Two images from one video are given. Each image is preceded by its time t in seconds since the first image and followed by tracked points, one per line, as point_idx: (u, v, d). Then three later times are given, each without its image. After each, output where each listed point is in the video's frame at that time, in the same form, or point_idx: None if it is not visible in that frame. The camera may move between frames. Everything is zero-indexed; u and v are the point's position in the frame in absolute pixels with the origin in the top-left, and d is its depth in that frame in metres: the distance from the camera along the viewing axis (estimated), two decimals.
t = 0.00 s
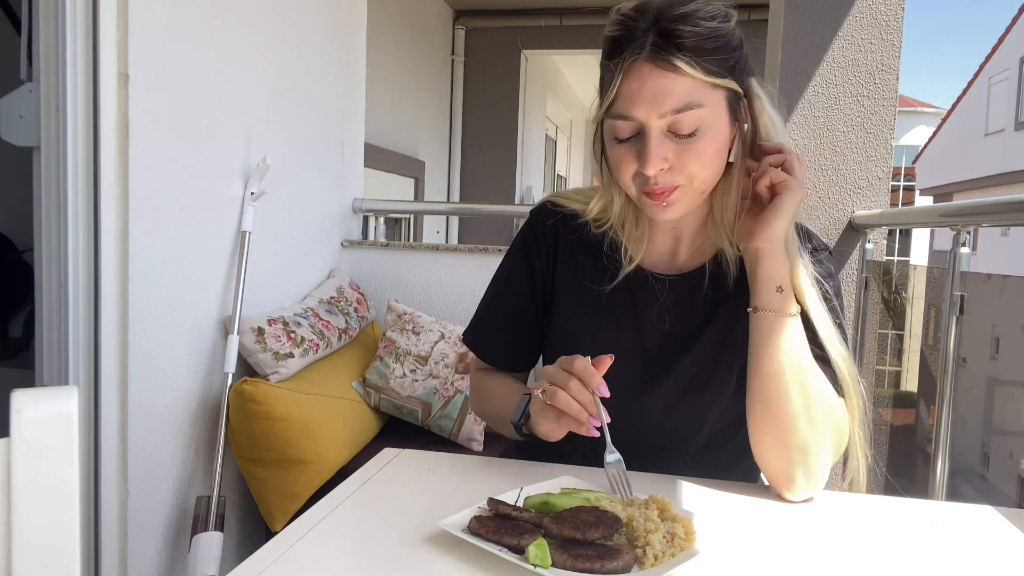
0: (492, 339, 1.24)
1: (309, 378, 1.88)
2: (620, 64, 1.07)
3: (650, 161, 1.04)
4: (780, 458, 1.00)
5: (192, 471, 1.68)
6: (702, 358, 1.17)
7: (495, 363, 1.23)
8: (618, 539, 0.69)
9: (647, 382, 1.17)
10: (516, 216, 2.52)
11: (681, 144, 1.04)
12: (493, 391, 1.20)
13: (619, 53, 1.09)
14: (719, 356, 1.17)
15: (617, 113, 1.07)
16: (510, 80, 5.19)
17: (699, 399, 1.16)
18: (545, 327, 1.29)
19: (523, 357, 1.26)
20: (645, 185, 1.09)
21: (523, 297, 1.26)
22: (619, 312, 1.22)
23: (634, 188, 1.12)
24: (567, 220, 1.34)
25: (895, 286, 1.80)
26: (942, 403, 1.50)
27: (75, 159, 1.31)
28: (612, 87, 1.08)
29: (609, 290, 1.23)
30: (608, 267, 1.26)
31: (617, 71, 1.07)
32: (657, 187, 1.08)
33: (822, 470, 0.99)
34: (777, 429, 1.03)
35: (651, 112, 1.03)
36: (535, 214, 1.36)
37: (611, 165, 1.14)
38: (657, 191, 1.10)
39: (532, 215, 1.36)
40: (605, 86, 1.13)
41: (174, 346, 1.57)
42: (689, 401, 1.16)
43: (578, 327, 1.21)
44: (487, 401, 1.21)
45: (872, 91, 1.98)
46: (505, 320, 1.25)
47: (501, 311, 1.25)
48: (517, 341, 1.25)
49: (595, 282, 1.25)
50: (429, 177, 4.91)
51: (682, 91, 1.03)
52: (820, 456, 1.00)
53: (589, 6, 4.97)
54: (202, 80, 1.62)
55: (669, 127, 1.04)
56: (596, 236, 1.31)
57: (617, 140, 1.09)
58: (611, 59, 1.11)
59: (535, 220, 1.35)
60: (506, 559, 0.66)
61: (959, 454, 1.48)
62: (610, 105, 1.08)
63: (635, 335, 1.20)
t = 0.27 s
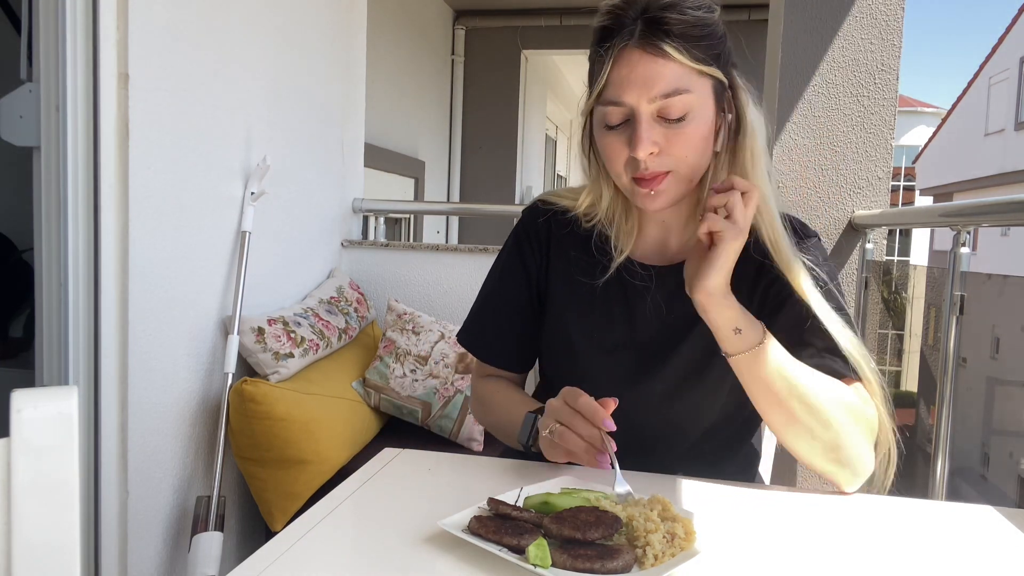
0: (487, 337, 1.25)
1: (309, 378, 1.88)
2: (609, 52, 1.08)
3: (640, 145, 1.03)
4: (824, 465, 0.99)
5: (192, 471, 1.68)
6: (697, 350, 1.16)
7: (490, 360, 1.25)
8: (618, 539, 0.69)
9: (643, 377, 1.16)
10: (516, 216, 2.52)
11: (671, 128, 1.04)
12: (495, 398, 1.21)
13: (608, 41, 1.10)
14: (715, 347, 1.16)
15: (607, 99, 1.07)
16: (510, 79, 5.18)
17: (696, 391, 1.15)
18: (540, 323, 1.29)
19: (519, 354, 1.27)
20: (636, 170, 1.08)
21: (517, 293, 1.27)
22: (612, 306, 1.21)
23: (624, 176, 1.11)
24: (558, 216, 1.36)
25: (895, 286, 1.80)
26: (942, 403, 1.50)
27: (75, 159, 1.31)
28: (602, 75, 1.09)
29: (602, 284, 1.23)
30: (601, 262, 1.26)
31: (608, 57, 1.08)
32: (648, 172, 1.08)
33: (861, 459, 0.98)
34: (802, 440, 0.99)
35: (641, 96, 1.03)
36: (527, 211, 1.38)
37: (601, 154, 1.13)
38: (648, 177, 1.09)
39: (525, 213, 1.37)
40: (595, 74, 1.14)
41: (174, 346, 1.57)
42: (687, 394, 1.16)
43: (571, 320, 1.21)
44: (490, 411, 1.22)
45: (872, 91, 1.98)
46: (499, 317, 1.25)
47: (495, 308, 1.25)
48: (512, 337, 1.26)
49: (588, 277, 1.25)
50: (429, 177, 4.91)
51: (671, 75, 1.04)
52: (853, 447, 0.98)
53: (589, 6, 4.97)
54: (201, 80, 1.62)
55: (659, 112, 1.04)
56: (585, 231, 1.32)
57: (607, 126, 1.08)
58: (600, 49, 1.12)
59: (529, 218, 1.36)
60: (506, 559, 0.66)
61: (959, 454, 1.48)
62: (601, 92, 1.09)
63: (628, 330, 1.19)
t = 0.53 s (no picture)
0: (484, 335, 1.25)
1: (309, 378, 1.88)
2: (606, 49, 1.08)
3: (630, 143, 1.03)
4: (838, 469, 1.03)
5: (192, 471, 1.68)
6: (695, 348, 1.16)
7: (487, 358, 1.25)
8: (618, 539, 0.69)
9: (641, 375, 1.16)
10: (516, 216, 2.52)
11: (663, 128, 1.05)
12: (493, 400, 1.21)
13: (605, 40, 1.11)
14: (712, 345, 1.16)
15: (600, 96, 1.07)
16: (510, 79, 5.18)
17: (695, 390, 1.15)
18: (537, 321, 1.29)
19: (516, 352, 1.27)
20: (625, 169, 1.08)
21: (513, 291, 1.27)
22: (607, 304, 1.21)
23: (614, 174, 1.11)
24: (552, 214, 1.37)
25: (895, 286, 1.80)
26: (942, 403, 1.50)
27: (75, 159, 1.31)
28: (597, 72, 1.09)
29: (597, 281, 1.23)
30: (596, 261, 1.26)
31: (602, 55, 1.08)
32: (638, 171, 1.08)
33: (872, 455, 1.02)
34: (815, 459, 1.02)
35: (634, 95, 1.03)
36: (523, 211, 1.39)
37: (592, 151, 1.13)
38: (637, 177, 1.09)
39: (521, 212, 1.38)
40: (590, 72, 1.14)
41: (174, 346, 1.57)
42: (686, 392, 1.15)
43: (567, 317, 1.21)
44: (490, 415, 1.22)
45: (872, 91, 1.98)
46: (495, 315, 1.26)
47: (491, 306, 1.26)
48: (509, 335, 1.26)
49: (583, 275, 1.25)
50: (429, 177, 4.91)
51: (663, 76, 1.04)
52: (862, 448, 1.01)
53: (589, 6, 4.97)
54: (202, 80, 1.62)
55: (651, 112, 1.04)
56: (576, 226, 1.33)
57: (599, 124, 1.08)
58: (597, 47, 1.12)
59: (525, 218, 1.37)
60: (506, 559, 0.66)
61: (959, 454, 1.48)
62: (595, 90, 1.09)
63: (623, 327, 1.19)
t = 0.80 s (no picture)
0: (482, 332, 1.25)
1: (309, 378, 1.88)
2: (622, 45, 1.08)
3: (642, 141, 1.04)
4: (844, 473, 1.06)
5: (192, 472, 1.68)
6: (695, 348, 1.16)
7: (486, 356, 1.25)
8: (618, 539, 0.69)
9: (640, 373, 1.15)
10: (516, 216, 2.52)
11: (673, 129, 1.05)
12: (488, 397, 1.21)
13: (619, 36, 1.10)
14: (712, 345, 1.16)
15: (613, 93, 1.07)
16: (510, 79, 5.18)
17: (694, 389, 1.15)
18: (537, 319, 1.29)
19: (514, 350, 1.27)
20: (631, 167, 1.09)
21: (513, 289, 1.27)
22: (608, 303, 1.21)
23: (618, 172, 1.11)
24: (552, 211, 1.37)
25: (895, 286, 1.80)
26: (942, 403, 1.50)
27: (75, 159, 1.31)
28: (610, 68, 1.09)
29: (599, 279, 1.23)
30: (598, 260, 1.26)
31: (618, 51, 1.08)
32: (644, 170, 1.08)
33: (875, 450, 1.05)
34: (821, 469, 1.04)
35: (648, 95, 1.04)
36: (524, 208, 1.38)
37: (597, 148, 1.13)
38: (643, 175, 1.09)
39: (523, 209, 1.38)
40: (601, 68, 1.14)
41: (174, 347, 1.57)
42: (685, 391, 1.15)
43: (567, 315, 1.21)
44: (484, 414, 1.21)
45: (873, 91, 1.98)
46: (494, 313, 1.26)
47: (491, 303, 1.26)
48: (508, 333, 1.26)
49: (584, 274, 1.25)
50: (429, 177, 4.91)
51: (679, 78, 1.05)
52: (863, 446, 1.04)
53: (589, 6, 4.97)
54: (201, 80, 1.62)
55: (663, 112, 1.05)
56: (576, 223, 1.33)
57: (608, 121, 1.09)
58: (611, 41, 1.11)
59: (526, 215, 1.37)
60: (506, 559, 0.66)
61: (959, 454, 1.48)
62: (607, 86, 1.09)
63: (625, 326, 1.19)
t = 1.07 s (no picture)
0: (480, 330, 1.25)
1: (309, 378, 1.88)
2: (637, 42, 1.08)
3: (655, 140, 1.04)
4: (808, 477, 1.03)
5: (191, 472, 1.68)
6: (695, 348, 1.16)
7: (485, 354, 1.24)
8: (618, 539, 0.69)
9: (641, 373, 1.15)
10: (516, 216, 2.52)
11: (686, 129, 1.06)
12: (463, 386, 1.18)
13: (635, 34, 1.10)
14: (712, 345, 1.16)
15: (627, 91, 1.07)
16: (510, 79, 5.18)
17: (693, 388, 1.15)
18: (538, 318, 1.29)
19: (514, 347, 1.27)
20: (643, 166, 1.09)
21: (514, 288, 1.27)
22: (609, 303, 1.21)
23: (628, 171, 1.11)
24: (555, 210, 1.37)
25: (895, 286, 1.80)
26: (942, 403, 1.50)
27: (75, 158, 1.31)
28: (625, 66, 1.09)
29: (600, 280, 1.23)
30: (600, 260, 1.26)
31: (633, 49, 1.08)
32: (655, 169, 1.08)
33: (834, 448, 1.03)
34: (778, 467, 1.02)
35: (662, 94, 1.05)
36: (528, 206, 1.38)
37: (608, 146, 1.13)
38: (655, 175, 1.09)
39: (527, 207, 1.38)
40: (614, 66, 1.14)
41: (174, 347, 1.57)
42: (684, 391, 1.15)
43: (569, 315, 1.21)
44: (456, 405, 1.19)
45: (872, 91, 1.98)
46: (495, 311, 1.25)
47: (491, 302, 1.26)
48: (507, 333, 1.26)
49: (586, 273, 1.25)
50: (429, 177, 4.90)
51: (693, 77, 1.05)
52: (815, 439, 1.03)
53: (589, 6, 4.97)
54: (201, 79, 1.62)
55: (676, 112, 1.05)
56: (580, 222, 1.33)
57: (621, 119, 1.09)
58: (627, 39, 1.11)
59: (530, 213, 1.37)
60: (506, 559, 0.66)
61: (959, 454, 1.48)
62: (620, 84, 1.09)
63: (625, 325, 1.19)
